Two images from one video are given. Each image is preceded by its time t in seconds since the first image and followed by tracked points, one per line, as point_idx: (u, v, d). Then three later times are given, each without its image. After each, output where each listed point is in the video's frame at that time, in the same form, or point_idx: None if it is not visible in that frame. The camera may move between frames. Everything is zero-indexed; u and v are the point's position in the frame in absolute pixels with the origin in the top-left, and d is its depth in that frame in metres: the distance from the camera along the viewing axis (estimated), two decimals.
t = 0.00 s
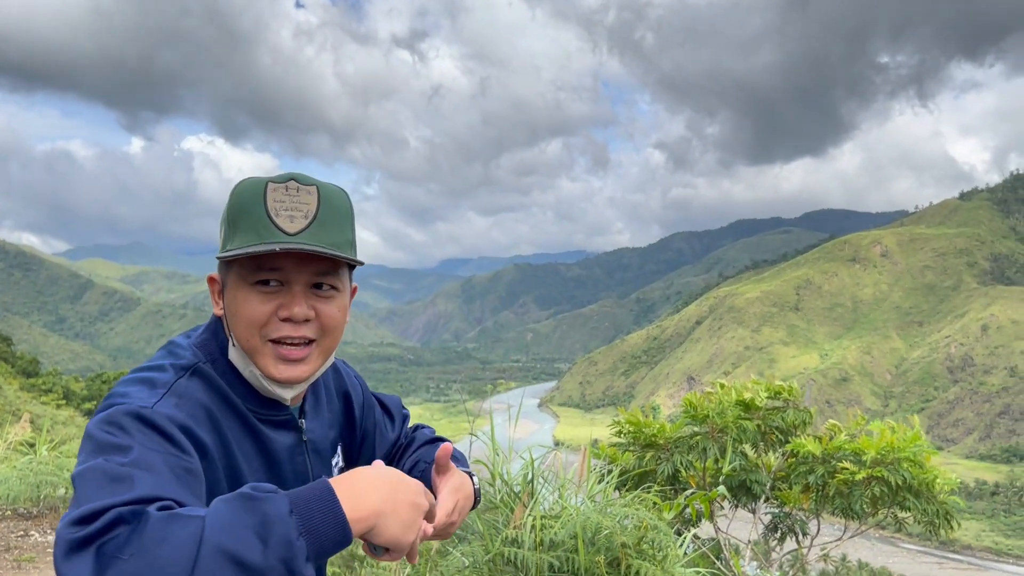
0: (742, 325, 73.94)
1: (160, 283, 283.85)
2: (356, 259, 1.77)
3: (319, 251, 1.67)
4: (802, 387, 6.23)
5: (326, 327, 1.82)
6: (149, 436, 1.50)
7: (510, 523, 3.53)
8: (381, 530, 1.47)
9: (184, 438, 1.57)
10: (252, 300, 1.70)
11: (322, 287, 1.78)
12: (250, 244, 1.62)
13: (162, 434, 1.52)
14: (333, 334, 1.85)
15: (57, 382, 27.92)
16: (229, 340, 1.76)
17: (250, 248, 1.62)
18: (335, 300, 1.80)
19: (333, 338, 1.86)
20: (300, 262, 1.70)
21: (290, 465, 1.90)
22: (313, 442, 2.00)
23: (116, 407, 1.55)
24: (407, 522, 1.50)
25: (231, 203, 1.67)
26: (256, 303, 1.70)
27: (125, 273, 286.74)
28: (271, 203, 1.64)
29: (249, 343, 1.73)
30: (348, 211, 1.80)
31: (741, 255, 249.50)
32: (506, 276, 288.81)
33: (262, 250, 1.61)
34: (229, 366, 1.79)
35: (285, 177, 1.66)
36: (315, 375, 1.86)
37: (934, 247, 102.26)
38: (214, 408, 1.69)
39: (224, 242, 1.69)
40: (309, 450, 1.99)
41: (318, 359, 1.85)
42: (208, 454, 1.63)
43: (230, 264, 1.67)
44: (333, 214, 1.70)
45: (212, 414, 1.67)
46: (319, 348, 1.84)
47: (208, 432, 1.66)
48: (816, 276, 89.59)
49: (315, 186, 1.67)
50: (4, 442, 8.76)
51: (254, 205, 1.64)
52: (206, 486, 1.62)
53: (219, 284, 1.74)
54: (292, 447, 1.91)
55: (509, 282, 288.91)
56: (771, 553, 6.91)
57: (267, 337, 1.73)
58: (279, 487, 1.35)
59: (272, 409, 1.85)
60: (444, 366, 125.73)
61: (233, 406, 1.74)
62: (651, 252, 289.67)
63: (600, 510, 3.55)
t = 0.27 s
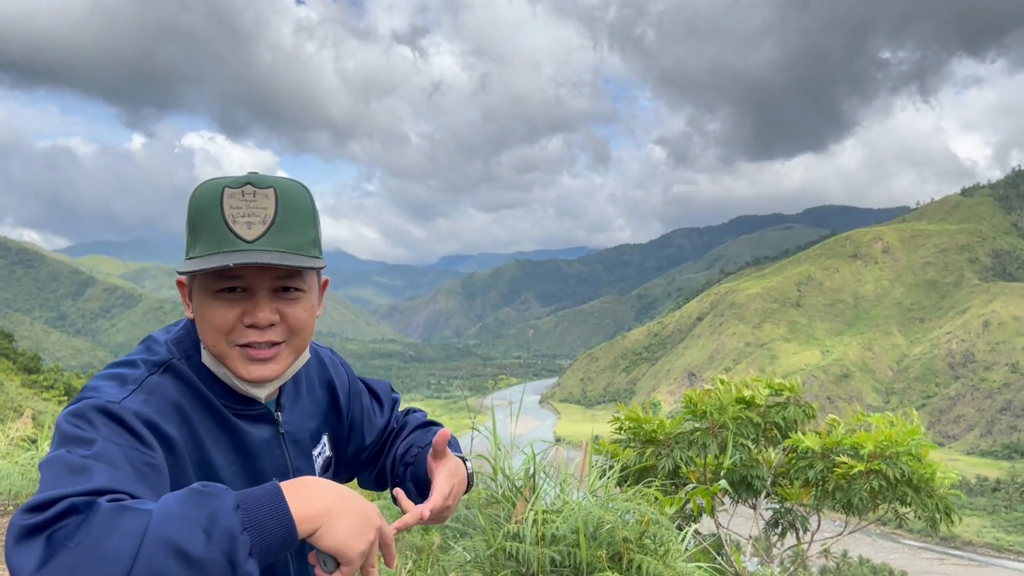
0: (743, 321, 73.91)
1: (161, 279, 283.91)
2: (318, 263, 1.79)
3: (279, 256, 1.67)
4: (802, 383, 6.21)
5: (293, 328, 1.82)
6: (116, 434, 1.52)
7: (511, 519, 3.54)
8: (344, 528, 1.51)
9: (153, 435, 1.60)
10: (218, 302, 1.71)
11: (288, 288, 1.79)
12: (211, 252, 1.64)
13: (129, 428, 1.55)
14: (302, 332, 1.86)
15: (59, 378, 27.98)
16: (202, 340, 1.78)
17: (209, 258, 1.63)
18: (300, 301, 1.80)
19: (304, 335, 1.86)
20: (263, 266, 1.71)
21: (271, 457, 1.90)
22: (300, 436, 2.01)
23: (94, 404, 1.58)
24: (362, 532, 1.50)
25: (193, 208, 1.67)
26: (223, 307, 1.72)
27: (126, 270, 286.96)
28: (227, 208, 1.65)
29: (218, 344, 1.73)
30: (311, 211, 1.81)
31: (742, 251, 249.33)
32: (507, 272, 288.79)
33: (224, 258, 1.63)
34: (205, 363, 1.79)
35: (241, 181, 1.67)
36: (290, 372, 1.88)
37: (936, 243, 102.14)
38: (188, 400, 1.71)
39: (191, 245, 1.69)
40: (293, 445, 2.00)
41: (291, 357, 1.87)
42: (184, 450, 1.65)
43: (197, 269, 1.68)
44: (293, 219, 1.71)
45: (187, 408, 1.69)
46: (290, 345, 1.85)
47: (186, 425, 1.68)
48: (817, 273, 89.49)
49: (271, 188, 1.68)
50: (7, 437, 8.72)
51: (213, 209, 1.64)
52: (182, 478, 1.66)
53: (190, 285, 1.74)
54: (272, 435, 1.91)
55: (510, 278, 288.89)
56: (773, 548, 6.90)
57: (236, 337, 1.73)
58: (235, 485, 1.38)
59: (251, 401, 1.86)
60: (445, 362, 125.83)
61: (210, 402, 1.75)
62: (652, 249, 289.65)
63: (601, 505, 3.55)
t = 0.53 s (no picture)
0: (749, 318, 73.78)
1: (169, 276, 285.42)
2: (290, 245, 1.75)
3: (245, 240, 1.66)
4: (809, 380, 6.20)
5: (265, 312, 1.77)
6: (91, 421, 1.50)
7: (518, 513, 3.55)
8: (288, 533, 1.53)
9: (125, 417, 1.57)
10: (192, 289, 1.68)
11: (259, 271, 1.75)
12: (182, 241, 1.63)
13: (102, 416, 1.52)
14: (277, 313, 1.82)
15: (68, 374, 28.22)
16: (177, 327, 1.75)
17: (183, 248, 1.62)
18: (271, 284, 1.77)
19: (277, 317, 1.81)
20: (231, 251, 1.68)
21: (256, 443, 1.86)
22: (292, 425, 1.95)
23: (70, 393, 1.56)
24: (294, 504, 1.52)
25: (164, 202, 1.67)
26: (196, 292, 1.67)
27: (134, 266, 288.84)
28: (196, 201, 1.64)
29: (193, 327, 1.70)
30: (282, 204, 1.80)
31: (749, 248, 248.61)
32: (513, 269, 288.82)
33: (191, 249, 1.61)
34: (185, 350, 1.76)
35: (208, 174, 1.67)
36: (266, 354, 1.83)
37: (943, 240, 101.78)
38: (165, 382, 1.67)
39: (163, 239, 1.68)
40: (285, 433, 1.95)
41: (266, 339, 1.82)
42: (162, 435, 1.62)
43: (168, 256, 1.65)
44: (257, 208, 1.69)
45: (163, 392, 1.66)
46: (264, 326, 1.79)
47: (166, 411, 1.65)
48: (823, 269, 89.22)
49: (235, 180, 1.68)
50: (16, 433, 8.57)
51: (180, 205, 1.63)
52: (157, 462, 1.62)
53: (167, 276, 1.72)
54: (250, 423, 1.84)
55: (516, 275, 289.03)
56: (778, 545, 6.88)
57: (209, 324, 1.70)
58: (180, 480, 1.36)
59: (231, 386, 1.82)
60: (451, 359, 126.01)
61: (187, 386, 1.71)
62: (658, 245, 289.44)
63: (608, 500, 3.56)
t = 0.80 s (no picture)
0: (761, 315, 73.36)
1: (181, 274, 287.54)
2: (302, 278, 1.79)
3: (263, 269, 1.70)
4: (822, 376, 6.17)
5: (276, 336, 1.79)
6: (104, 439, 1.54)
7: (529, 509, 3.57)
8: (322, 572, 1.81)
9: (130, 438, 1.58)
10: (212, 308, 1.73)
11: (273, 298, 1.79)
12: (208, 264, 1.67)
13: (114, 432, 1.56)
14: (285, 340, 1.83)
15: (81, 371, 28.57)
16: (189, 343, 1.78)
17: (207, 270, 1.67)
18: (285, 311, 1.80)
19: (286, 343, 1.84)
20: (251, 275, 1.73)
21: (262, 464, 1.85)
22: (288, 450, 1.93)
23: (82, 406, 1.58)
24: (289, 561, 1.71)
25: (198, 225, 1.72)
26: (214, 310, 1.73)
27: (147, 264, 291.21)
28: (227, 229, 1.70)
29: (208, 346, 1.73)
30: (301, 241, 1.85)
31: (760, 244, 247.28)
32: (523, 266, 288.89)
33: (215, 268, 1.67)
34: (196, 366, 1.76)
35: (238, 207, 1.73)
36: (275, 378, 1.84)
37: (956, 236, 100.88)
38: (179, 400, 1.69)
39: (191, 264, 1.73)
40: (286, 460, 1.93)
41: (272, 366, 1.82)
42: (170, 454, 1.64)
43: (192, 278, 1.72)
44: (282, 238, 1.74)
45: (172, 410, 1.67)
46: (274, 352, 1.80)
47: (180, 430, 1.68)
48: (835, 266, 88.67)
49: (264, 215, 1.73)
50: (32, 427, 7.90)
51: (209, 232, 1.69)
52: (157, 483, 1.61)
53: (189, 294, 1.77)
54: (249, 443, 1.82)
55: (525, 272, 289.04)
56: (790, 542, 6.84)
57: (223, 343, 1.73)
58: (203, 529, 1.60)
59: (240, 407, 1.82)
60: (462, 356, 126.28)
61: (195, 408, 1.71)
62: (668, 242, 288.93)
63: (619, 496, 3.56)
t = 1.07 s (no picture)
0: (776, 312, 72.78)
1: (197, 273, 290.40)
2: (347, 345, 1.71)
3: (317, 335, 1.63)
4: (841, 373, 6.12)
5: (306, 393, 1.72)
6: (138, 452, 1.51)
7: (545, 506, 3.59)
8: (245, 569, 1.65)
9: (165, 452, 1.56)
10: (249, 353, 1.66)
11: (319, 355, 1.71)
12: (258, 312, 1.60)
13: (145, 448, 1.54)
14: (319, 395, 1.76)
15: (99, 370, 28.94)
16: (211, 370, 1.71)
17: (260, 315, 1.62)
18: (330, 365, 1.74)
19: (311, 403, 1.75)
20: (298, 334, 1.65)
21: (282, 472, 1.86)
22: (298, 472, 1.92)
23: (108, 406, 1.56)
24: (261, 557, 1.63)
25: (253, 271, 1.65)
26: (247, 359, 1.66)
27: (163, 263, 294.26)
28: (288, 282, 1.62)
29: (239, 386, 1.67)
30: (356, 308, 1.77)
31: (774, 242, 245.62)
32: (536, 264, 288.96)
33: (267, 326, 1.60)
34: (223, 394, 1.70)
35: (305, 263, 1.64)
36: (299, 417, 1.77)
37: (974, 233, 99.76)
38: (205, 423, 1.66)
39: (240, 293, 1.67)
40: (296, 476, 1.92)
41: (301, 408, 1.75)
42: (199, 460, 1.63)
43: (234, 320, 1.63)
44: (342, 306, 1.67)
45: (197, 425, 1.65)
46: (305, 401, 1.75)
47: (206, 442, 1.66)
48: (851, 263, 87.90)
49: (331, 277, 1.66)
50: (52, 426, 7.99)
51: (273, 278, 1.63)
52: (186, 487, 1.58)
53: (231, 329, 1.72)
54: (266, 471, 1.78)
55: (539, 270, 289.10)
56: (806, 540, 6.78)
57: (258, 387, 1.66)
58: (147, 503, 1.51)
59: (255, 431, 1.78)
60: (475, 354, 126.54)
61: (219, 425, 1.68)
62: (682, 240, 288.18)
63: (635, 494, 3.58)
